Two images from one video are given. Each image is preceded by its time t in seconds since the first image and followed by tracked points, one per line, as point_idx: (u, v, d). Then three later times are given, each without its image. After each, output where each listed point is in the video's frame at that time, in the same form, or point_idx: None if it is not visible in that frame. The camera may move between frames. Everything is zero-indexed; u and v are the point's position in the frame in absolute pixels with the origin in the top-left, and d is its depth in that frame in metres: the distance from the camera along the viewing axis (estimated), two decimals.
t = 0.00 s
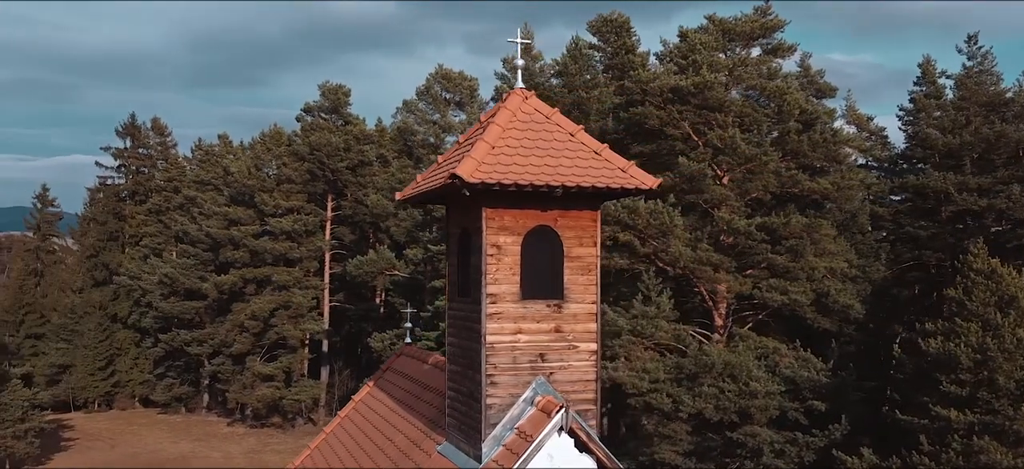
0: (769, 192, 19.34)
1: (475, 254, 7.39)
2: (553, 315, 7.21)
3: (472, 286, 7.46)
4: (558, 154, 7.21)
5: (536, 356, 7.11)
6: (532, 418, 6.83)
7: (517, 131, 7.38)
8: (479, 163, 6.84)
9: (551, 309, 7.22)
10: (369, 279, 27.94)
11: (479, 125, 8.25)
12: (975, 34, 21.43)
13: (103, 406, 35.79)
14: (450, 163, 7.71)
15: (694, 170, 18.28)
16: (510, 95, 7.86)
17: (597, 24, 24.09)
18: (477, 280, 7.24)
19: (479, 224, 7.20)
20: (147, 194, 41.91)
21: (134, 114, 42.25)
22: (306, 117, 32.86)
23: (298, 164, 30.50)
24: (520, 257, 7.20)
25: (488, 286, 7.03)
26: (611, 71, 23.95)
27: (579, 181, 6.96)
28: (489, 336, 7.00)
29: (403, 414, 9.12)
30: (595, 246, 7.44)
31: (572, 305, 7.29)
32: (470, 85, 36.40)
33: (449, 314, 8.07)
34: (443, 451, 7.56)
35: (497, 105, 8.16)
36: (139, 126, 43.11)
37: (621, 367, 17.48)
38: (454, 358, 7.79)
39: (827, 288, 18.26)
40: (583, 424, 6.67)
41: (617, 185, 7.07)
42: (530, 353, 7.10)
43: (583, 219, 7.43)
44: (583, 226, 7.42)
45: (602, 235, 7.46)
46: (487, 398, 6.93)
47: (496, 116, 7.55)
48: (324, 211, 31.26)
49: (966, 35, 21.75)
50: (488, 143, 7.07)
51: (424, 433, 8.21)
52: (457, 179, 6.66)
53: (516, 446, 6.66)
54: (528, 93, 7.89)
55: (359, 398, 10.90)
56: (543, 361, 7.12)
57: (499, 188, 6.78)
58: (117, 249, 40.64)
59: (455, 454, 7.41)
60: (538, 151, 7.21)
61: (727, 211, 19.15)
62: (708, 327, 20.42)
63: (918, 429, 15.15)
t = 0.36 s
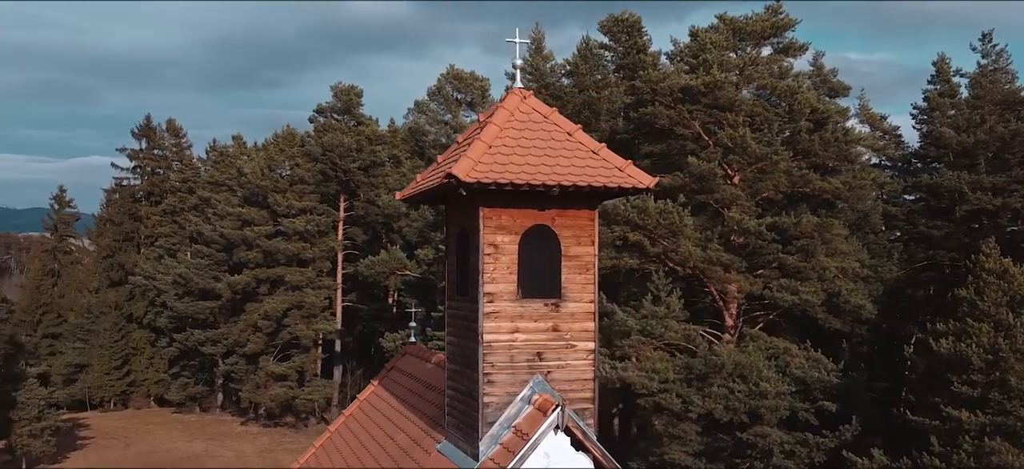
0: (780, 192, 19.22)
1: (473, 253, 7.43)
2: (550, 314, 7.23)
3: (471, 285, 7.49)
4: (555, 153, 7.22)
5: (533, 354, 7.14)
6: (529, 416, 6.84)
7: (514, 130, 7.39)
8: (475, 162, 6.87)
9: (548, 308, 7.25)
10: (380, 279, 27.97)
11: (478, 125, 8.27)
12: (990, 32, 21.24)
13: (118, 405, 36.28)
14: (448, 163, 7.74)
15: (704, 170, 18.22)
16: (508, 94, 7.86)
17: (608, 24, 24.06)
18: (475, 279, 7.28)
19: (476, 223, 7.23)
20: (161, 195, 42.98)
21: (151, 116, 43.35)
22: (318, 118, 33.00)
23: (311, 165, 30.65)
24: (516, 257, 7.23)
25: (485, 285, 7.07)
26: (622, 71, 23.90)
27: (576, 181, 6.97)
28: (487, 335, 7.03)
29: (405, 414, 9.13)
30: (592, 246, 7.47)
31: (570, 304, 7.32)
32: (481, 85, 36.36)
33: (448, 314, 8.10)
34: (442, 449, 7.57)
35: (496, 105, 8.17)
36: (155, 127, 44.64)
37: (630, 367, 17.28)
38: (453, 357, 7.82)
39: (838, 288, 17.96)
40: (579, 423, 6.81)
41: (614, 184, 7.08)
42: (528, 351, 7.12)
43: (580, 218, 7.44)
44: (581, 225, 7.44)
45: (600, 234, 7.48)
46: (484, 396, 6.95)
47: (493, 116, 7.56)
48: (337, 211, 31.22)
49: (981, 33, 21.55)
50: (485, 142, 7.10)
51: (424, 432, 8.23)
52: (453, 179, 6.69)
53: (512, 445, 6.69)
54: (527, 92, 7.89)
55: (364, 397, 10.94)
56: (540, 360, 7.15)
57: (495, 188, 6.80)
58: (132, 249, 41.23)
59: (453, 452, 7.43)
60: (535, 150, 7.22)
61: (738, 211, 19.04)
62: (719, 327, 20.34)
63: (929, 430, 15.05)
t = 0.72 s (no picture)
0: (791, 191, 19.09)
1: (469, 253, 7.49)
2: (547, 314, 7.26)
3: (468, 284, 7.55)
4: (551, 154, 7.24)
5: (530, 354, 7.17)
6: (524, 416, 6.87)
7: (511, 131, 7.41)
8: (471, 163, 6.91)
9: (544, 308, 7.27)
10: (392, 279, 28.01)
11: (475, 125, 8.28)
12: (1004, 30, 21.09)
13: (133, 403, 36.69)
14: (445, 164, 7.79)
15: (713, 170, 18.19)
16: (505, 95, 7.88)
17: (619, 24, 24.10)
18: (472, 279, 7.34)
19: (472, 223, 7.30)
20: (176, 196, 43.65)
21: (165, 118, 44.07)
22: (331, 119, 33.15)
23: (323, 165, 30.79)
24: (513, 257, 7.29)
25: (481, 285, 7.13)
26: (633, 71, 23.92)
27: (571, 181, 6.99)
28: (483, 335, 7.09)
29: (406, 413, 9.17)
30: (589, 245, 7.49)
31: (566, 304, 7.34)
32: (492, 85, 36.35)
33: (447, 314, 8.13)
34: (441, 449, 7.59)
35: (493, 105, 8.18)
36: (170, 129, 45.44)
37: (640, 367, 17.20)
38: (451, 356, 7.86)
39: (849, 288, 17.86)
40: (575, 423, 6.73)
41: (610, 184, 7.09)
42: (524, 351, 7.16)
43: (577, 218, 7.47)
44: (577, 226, 7.46)
45: (597, 234, 7.50)
46: (480, 396, 7.00)
47: (490, 117, 7.58)
48: (349, 212, 31.18)
49: (995, 31, 21.41)
50: (481, 143, 7.13)
51: (424, 432, 8.24)
52: (448, 180, 6.74)
53: (507, 444, 6.68)
54: (524, 93, 7.90)
55: (368, 396, 10.97)
56: (536, 360, 7.18)
57: (490, 188, 6.85)
58: (147, 250, 41.79)
59: (451, 451, 7.46)
60: (531, 151, 7.24)
61: (748, 211, 18.94)
62: (729, 327, 20.24)
63: (940, 431, 14.95)
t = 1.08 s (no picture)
0: (801, 191, 18.98)
1: (465, 253, 7.55)
2: (542, 313, 7.30)
3: (463, 285, 7.61)
4: (546, 154, 7.28)
5: (525, 354, 7.22)
6: (519, 415, 6.94)
7: (506, 131, 7.44)
8: (466, 163, 6.95)
9: (540, 307, 7.31)
10: (403, 279, 28.04)
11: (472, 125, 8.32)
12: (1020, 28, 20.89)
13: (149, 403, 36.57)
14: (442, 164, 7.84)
15: (723, 169, 18.13)
16: (502, 95, 7.90)
17: (629, 24, 24.14)
18: (467, 279, 7.40)
19: (468, 223, 7.34)
20: (191, 196, 44.36)
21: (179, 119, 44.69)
22: (343, 119, 33.29)
23: (335, 166, 30.90)
24: (508, 256, 7.34)
25: (477, 285, 7.19)
26: (645, 70, 23.91)
27: (566, 181, 7.03)
28: (478, 334, 7.15)
29: (407, 412, 9.21)
30: (584, 245, 7.53)
31: (561, 304, 7.38)
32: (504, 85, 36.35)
33: (445, 314, 8.15)
34: (437, 447, 7.63)
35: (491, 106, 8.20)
36: (184, 130, 46.14)
37: (648, 367, 17.16)
38: (448, 355, 7.90)
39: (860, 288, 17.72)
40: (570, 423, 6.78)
41: (604, 185, 7.12)
42: (520, 350, 7.21)
43: (572, 217, 7.51)
44: (572, 225, 7.51)
45: (592, 234, 7.54)
46: (475, 395, 7.05)
47: (486, 117, 7.61)
48: (361, 212, 31.21)
49: (1010, 29, 21.21)
50: (476, 143, 7.16)
51: (423, 430, 8.29)
52: (442, 181, 6.80)
53: (502, 442, 6.79)
54: (520, 93, 7.92)
55: (371, 395, 11.03)
56: (532, 359, 7.22)
57: (484, 188, 6.89)
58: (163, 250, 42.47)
59: (447, 448, 7.50)
60: (526, 151, 7.28)
61: (758, 211, 18.84)
62: (739, 327, 20.17)
63: (950, 432, 14.85)
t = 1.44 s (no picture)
0: (811, 191, 18.84)
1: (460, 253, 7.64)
2: (537, 312, 7.37)
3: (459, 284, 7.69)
4: (540, 154, 7.34)
5: (520, 352, 7.28)
6: (513, 413, 7.06)
7: (501, 131, 7.51)
8: (459, 163, 7.04)
9: (535, 306, 7.37)
10: (414, 279, 28.10)
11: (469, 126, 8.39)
12: None
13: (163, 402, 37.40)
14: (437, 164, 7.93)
15: (732, 169, 18.06)
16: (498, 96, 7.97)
17: (640, 24, 24.17)
18: (462, 277, 7.48)
19: (463, 223, 7.43)
20: (205, 196, 44.82)
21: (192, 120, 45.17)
22: (355, 120, 33.45)
23: (347, 166, 31.00)
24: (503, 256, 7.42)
25: (471, 283, 7.27)
26: (656, 70, 23.93)
27: (559, 181, 7.10)
28: (473, 332, 7.22)
29: (407, 411, 9.23)
30: (579, 245, 7.58)
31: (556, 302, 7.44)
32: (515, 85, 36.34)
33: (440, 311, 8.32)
34: (435, 445, 7.66)
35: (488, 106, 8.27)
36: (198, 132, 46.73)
37: (657, 367, 17.14)
38: (446, 354, 7.96)
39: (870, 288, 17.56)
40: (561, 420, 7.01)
41: (598, 184, 7.18)
42: (515, 349, 7.27)
43: (567, 217, 7.58)
44: (567, 225, 7.57)
45: (587, 233, 7.58)
46: (470, 393, 7.11)
47: (481, 118, 7.69)
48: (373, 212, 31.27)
49: None
50: (471, 144, 7.26)
51: (422, 429, 8.33)
52: (435, 180, 6.88)
53: (496, 440, 6.91)
54: (516, 94, 8.00)
55: (374, 394, 11.08)
56: (527, 357, 7.29)
57: (478, 188, 6.97)
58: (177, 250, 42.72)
59: (444, 447, 7.54)
60: (520, 151, 7.35)
61: (768, 210, 18.74)
62: (749, 327, 20.10)
63: (959, 433, 14.77)
